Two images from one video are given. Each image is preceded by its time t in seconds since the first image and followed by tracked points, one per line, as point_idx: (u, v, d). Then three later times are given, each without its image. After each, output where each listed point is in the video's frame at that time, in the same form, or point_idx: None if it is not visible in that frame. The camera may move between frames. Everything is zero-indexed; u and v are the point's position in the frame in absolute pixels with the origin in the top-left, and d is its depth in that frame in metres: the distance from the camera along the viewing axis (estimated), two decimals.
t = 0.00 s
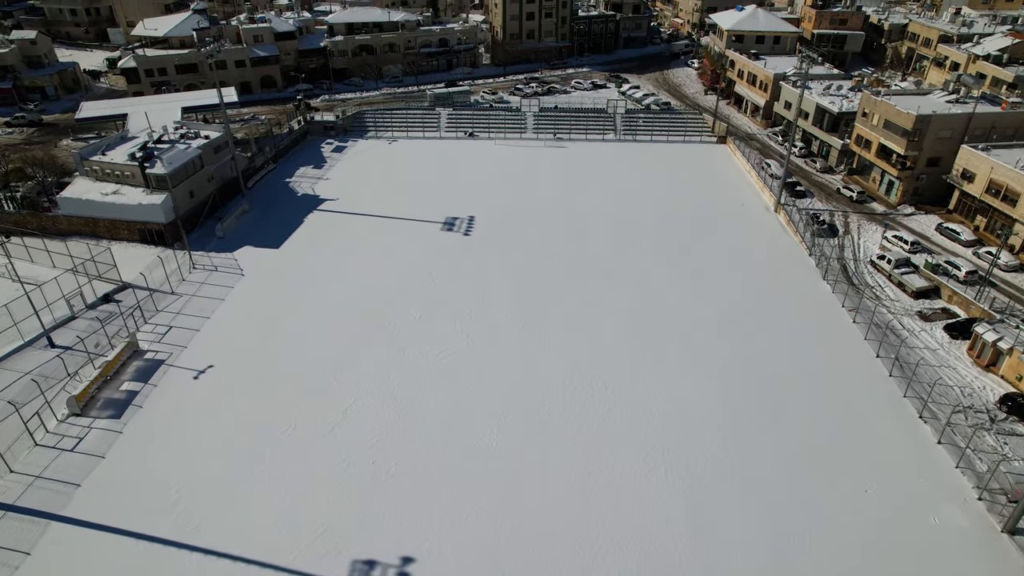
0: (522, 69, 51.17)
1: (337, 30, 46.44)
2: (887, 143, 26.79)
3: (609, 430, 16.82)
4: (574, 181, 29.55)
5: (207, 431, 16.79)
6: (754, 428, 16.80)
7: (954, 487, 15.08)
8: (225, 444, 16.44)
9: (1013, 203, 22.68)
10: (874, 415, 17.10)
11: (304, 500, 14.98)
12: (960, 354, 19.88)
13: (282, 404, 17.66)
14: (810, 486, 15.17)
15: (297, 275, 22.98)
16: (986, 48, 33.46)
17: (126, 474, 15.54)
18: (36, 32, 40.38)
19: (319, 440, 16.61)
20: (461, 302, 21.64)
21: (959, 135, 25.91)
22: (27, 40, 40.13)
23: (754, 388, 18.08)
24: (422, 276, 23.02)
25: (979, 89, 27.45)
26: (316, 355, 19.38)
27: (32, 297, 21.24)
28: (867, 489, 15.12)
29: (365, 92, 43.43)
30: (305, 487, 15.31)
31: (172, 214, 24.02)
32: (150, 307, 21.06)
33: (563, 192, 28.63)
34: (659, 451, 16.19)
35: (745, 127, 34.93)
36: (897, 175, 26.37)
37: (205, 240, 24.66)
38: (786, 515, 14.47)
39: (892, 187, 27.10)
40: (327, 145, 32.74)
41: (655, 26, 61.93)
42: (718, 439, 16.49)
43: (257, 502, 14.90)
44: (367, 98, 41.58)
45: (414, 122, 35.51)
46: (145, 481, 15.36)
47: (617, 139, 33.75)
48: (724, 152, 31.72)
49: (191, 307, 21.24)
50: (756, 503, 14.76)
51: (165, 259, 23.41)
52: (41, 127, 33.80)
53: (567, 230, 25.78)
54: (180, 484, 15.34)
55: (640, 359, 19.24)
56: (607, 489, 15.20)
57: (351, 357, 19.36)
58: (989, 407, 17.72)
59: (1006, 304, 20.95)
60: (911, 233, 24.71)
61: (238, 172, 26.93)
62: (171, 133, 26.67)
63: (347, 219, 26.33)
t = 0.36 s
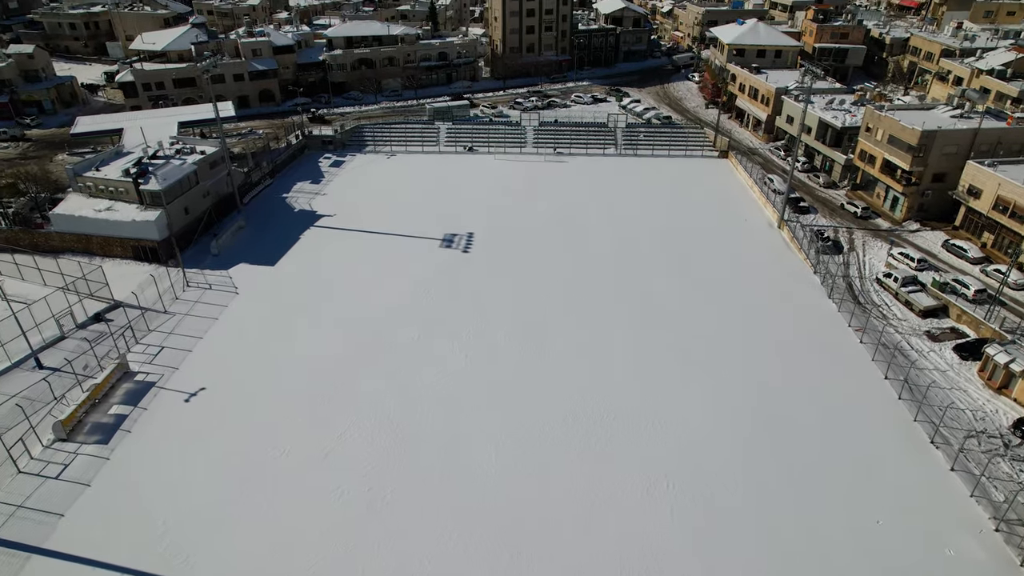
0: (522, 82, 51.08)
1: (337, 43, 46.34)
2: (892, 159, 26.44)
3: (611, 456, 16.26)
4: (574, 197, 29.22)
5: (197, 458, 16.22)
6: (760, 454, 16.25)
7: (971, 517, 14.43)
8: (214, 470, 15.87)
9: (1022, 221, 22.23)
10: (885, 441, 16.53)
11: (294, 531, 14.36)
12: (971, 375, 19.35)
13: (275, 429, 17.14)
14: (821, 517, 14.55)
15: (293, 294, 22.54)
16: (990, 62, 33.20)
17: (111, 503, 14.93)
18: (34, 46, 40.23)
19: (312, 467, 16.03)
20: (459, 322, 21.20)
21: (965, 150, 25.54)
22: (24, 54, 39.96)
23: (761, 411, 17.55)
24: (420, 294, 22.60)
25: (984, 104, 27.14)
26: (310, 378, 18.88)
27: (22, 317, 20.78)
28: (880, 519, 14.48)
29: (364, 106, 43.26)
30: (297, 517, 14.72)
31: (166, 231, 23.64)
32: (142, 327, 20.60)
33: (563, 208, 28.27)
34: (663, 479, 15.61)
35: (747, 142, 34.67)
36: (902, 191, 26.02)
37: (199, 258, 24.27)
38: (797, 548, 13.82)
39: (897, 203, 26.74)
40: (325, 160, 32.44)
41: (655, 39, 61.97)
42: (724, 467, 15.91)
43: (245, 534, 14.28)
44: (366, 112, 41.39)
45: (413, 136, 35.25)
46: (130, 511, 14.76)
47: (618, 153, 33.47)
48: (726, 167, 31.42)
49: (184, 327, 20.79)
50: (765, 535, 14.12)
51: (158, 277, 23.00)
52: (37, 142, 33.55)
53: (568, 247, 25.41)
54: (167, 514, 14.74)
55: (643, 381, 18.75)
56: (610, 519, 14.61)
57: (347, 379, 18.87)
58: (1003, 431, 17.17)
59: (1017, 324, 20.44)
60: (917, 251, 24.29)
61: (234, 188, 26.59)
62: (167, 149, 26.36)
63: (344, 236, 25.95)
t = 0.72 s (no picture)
0: (521, 96, 50.95)
1: (335, 57, 46.19)
2: (897, 175, 26.06)
3: (613, 485, 15.68)
4: (574, 213, 28.87)
5: (184, 486, 15.61)
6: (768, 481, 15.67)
7: (989, 550, 13.78)
8: (201, 499, 15.26)
9: None
10: (898, 468, 15.92)
11: (281, 565, 13.71)
12: (983, 398, 18.79)
13: (267, 454, 16.59)
14: (833, 550, 13.90)
15: (288, 312, 22.10)
16: (994, 77, 32.92)
17: (92, 535, 14.29)
18: (31, 60, 40.06)
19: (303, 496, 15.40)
20: (458, 343, 20.73)
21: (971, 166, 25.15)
22: (21, 68, 39.78)
23: (769, 436, 17.02)
24: (417, 314, 22.16)
25: (989, 119, 26.79)
26: (303, 401, 18.36)
27: (10, 337, 20.31)
28: (894, 552, 13.84)
29: (363, 120, 43.05)
30: (286, 549, 14.06)
31: (159, 248, 23.24)
32: (133, 348, 20.12)
33: (564, 224, 27.92)
34: (667, 509, 15.02)
35: (749, 156, 34.39)
36: (907, 207, 25.63)
37: (193, 275, 23.87)
38: None
39: (903, 219, 26.34)
40: (323, 175, 32.13)
41: (655, 53, 61.94)
42: (730, 496, 15.32)
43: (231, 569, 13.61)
44: (365, 126, 41.19)
45: (412, 150, 34.96)
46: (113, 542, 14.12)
47: (619, 168, 33.18)
48: (728, 182, 31.11)
49: (176, 347, 20.32)
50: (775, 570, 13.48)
51: (151, 295, 22.57)
52: (32, 157, 33.25)
53: (568, 264, 25.01)
54: (150, 546, 14.11)
55: (645, 404, 18.23)
56: (613, 552, 14.00)
57: (342, 402, 18.36)
58: (1018, 458, 16.58)
59: None
60: (924, 268, 23.87)
61: (229, 204, 26.23)
62: (162, 164, 26.03)
63: (341, 253, 25.58)
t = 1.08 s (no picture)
0: (522, 109, 50.78)
1: (334, 70, 46.03)
2: (903, 190, 25.69)
3: (615, 513, 15.02)
4: (575, 230, 28.51)
5: (170, 514, 15.01)
6: (780, 509, 15.00)
7: None
8: (187, 528, 14.65)
9: None
10: (913, 494, 15.25)
11: None
12: (997, 422, 18.21)
13: (258, 479, 15.99)
14: None
15: (284, 331, 21.63)
16: (999, 91, 32.61)
17: (72, 567, 13.68)
18: (28, 73, 39.86)
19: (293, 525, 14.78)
20: (456, 363, 20.21)
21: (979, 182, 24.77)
22: (18, 82, 39.57)
23: (779, 460, 16.39)
24: (415, 333, 21.68)
25: (996, 134, 26.45)
26: (297, 423, 17.81)
27: None
28: None
29: (362, 133, 42.81)
30: None
31: (153, 265, 22.82)
32: (124, 368, 19.60)
33: (565, 241, 27.60)
34: (672, 538, 14.34)
35: (751, 171, 34.09)
36: (914, 223, 25.23)
37: (188, 292, 23.45)
38: None
39: (909, 235, 25.93)
40: (321, 189, 31.80)
41: (656, 65, 61.93)
42: (738, 524, 14.62)
43: None
44: (364, 140, 40.97)
45: (411, 164, 34.64)
46: None
47: (620, 182, 32.88)
48: (731, 197, 30.80)
49: (168, 368, 19.82)
50: None
51: (144, 313, 22.12)
52: (27, 171, 32.93)
53: (569, 282, 24.59)
54: None
55: (649, 427, 17.65)
56: None
57: (336, 424, 17.79)
58: None
59: None
60: (932, 286, 23.43)
61: (225, 220, 25.86)
62: (157, 179, 25.65)
63: (339, 269, 25.17)
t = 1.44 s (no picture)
0: (522, 122, 50.58)
1: (333, 83, 45.84)
2: (909, 206, 25.28)
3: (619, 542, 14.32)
4: (576, 246, 28.08)
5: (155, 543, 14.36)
6: (795, 539, 14.24)
7: None
8: (172, 558, 13.98)
9: None
10: (930, 522, 14.57)
11: None
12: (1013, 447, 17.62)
13: (249, 507, 15.31)
14: None
15: (279, 350, 21.11)
16: (1004, 105, 32.33)
17: None
18: (24, 86, 39.57)
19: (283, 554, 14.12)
20: (456, 384, 19.63)
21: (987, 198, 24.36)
22: (14, 95, 39.28)
23: (793, 486, 15.66)
24: (413, 352, 21.13)
25: (1003, 149, 26.09)
26: (289, 446, 17.19)
27: None
28: None
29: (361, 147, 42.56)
30: None
31: (145, 282, 22.34)
32: (113, 390, 19.00)
33: (566, 257, 27.17)
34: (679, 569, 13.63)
35: (754, 185, 33.74)
36: (921, 240, 24.79)
37: (181, 310, 22.97)
38: None
39: (916, 252, 25.51)
40: (319, 204, 31.44)
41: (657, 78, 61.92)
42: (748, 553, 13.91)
43: None
44: (362, 154, 40.67)
45: (410, 178, 34.30)
46: None
47: (621, 197, 32.51)
48: (734, 212, 30.41)
49: (159, 389, 19.23)
50: None
51: (136, 331, 21.61)
52: (20, 185, 32.52)
53: (570, 300, 24.10)
54: None
55: (654, 451, 16.95)
56: None
57: (330, 448, 17.15)
58: None
59: None
60: (942, 304, 22.95)
61: (220, 235, 25.43)
62: (151, 194, 25.24)
63: (336, 286, 24.71)
